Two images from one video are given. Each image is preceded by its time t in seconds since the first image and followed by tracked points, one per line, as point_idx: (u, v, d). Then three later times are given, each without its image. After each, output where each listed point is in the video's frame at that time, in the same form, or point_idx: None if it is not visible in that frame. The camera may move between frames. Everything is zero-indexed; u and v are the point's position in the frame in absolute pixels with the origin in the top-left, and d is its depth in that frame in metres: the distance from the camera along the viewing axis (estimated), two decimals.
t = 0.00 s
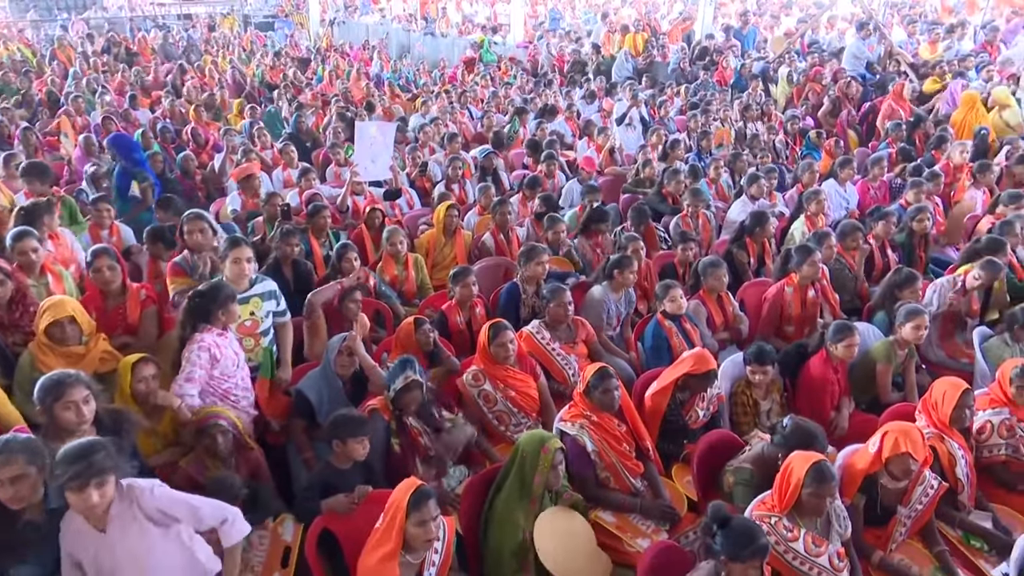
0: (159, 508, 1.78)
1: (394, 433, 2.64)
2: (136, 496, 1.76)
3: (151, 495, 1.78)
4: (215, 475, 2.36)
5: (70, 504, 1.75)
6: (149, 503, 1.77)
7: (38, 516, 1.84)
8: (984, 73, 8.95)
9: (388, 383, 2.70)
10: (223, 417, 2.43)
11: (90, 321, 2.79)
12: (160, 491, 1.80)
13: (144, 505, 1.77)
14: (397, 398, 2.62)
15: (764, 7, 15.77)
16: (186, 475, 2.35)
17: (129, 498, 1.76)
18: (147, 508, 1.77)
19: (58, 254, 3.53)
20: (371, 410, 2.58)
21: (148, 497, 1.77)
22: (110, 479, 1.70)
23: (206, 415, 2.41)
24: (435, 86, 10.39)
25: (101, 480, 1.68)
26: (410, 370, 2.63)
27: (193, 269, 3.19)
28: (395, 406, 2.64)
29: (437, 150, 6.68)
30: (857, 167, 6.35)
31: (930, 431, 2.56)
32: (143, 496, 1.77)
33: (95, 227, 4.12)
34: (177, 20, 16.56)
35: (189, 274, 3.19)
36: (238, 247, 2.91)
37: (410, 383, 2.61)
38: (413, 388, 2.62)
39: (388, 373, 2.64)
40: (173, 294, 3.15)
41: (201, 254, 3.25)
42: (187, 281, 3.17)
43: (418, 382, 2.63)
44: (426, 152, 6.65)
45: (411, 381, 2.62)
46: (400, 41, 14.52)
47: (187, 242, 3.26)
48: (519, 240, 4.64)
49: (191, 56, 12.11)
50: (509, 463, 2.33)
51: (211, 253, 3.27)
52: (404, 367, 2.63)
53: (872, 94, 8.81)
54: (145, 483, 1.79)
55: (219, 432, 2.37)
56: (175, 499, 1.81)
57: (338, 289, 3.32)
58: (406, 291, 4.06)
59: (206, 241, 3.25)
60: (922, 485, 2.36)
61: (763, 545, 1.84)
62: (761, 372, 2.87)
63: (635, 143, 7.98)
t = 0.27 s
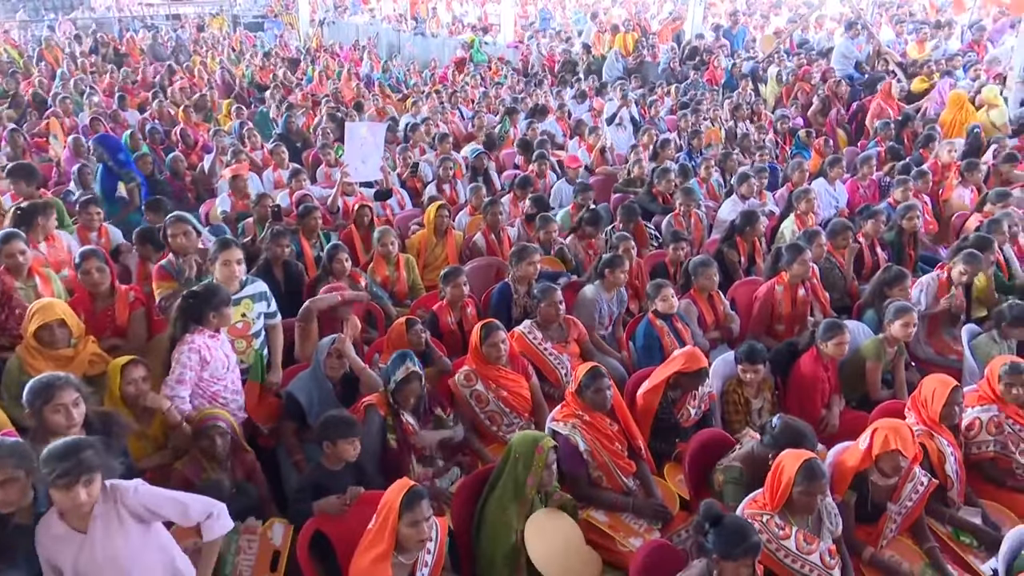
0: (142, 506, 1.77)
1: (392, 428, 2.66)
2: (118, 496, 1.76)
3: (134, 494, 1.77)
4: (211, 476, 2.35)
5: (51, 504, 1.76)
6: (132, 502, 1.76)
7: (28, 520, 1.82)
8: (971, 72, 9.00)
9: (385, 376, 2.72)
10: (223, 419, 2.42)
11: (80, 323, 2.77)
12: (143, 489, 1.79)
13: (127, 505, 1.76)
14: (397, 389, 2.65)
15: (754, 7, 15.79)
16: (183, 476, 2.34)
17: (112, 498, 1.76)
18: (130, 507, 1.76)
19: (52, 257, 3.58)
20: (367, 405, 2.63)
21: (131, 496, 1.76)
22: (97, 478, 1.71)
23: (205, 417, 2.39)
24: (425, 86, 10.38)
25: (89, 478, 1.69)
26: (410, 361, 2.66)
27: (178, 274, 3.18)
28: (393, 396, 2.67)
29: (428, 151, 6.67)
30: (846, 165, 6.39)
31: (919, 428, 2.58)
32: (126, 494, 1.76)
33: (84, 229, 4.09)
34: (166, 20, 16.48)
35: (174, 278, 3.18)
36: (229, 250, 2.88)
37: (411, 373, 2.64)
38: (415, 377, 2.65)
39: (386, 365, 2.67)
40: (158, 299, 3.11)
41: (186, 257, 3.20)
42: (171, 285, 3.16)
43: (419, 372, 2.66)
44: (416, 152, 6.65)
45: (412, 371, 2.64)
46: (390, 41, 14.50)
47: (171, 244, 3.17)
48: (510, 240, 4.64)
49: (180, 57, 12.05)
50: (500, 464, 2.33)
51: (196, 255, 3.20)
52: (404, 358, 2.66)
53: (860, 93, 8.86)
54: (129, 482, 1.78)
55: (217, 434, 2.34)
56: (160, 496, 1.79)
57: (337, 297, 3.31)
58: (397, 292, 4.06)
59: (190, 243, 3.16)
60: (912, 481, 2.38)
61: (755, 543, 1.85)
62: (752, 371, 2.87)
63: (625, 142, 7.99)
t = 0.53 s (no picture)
0: (126, 510, 1.77)
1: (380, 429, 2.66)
2: (104, 499, 1.76)
3: (120, 497, 1.77)
4: (206, 480, 2.37)
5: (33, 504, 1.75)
6: (117, 506, 1.76)
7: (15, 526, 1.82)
8: (957, 71, 9.07)
9: (377, 375, 2.70)
10: (217, 421, 2.40)
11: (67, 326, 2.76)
12: (130, 494, 1.79)
13: (112, 508, 1.76)
14: (390, 384, 2.63)
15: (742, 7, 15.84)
16: (175, 480, 2.36)
17: (98, 500, 1.76)
18: (114, 510, 1.76)
19: (43, 258, 3.54)
20: (357, 405, 2.63)
21: (116, 499, 1.76)
22: (84, 478, 1.71)
23: (198, 420, 2.38)
24: (414, 87, 10.36)
25: (76, 478, 1.68)
26: (401, 357, 2.65)
27: (163, 277, 3.11)
28: (385, 392, 2.65)
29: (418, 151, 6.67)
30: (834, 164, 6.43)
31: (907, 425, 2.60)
32: (112, 498, 1.76)
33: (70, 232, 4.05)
34: (153, 21, 16.37)
35: (159, 282, 3.11)
36: (218, 251, 2.87)
37: (403, 369, 2.62)
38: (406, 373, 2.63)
39: (378, 363, 2.65)
40: (144, 302, 3.05)
41: (170, 260, 3.16)
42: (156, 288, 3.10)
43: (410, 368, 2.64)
44: (406, 152, 6.64)
45: (404, 366, 2.63)
46: (379, 41, 14.47)
47: (154, 248, 3.16)
48: (500, 240, 4.64)
49: (167, 57, 11.97)
50: (488, 465, 2.33)
51: (180, 258, 3.17)
52: (395, 355, 2.65)
53: (848, 92, 8.90)
54: (115, 486, 1.79)
55: (212, 437, 2.34)
56: (145, 504, 1.80)
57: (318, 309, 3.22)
58: (388, 293, 4.05)
59: (173, 245, 3.16)
60: (901, 479, 2.39)
61: (744, 540, 1.85)
62: (742, 369, 2.89)
63: (615, 141, 8.01)
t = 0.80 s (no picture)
0: (133, 507, 1.80)
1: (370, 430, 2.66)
2: (112, 494, 1.79)
3: (129, 494, 1.80)
4: (196, 484, 2.36)
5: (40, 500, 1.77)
6: (125, 502, 1.79)
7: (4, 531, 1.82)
8: (942, 71, 9.15)
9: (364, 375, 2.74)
10: (207, 423, 2.39)
11: (54, 328, 2.74)
12: (137, 492, 1.83)
13: (120, 504, 1.79)
14: (378, 384, 2.69)
15: (731, 6, 15.88)
16: (166, 483, 2.35)
17: (106, 497, 1.78)
18: (122, 506, 1.79)
19: (31, 260, 3.53)
20: (349, 407, 2.63)
21: (124, 495, 1.79)
22: (94, 473, 1.73)
23: (188, 423, 2.37)
24: (404, 87, 10.35)
25: (87, 473, 1.70)
26: (387, 356, 2.71)
27: (149, 280, 3.09)
28: (373, 391, 2.69)
29: (407, 151, 6.66)
30: (823, 163, 6.46)
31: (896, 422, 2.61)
32: (120, 493, 1.79)
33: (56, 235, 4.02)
34: (139, 22, 16.28)
35: (144, 286, 3.09)
36: (207, 253, 2.85)
37: (389, 370, 2.68)
38: (393, 374, 2.69)
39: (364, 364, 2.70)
40: (130, 307, 3.03)
41: (155, 263, 3.14)
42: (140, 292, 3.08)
43: (397, 369, 2.70)
44: (395, 153, 6.63)
45: (390, 367, 2.69)
46: (367, 42, 14.44)
47: (139, 250, 3.13)
48: (490, 240, 4.64)
49: (154, 58, 11.89)
50: (475, 465, 2.34)
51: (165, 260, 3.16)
52: (380, 355, 2.71)
53: (835, 92, 8.95)
54: (123, 484, 1.82)
55: (202, 440, 2.34)
56: (149, 506, 1.83)
57: (303, 298, 3.24)
58: (377, 294, 4.04)
59: (158, 247, 3.13)
60: (892, 477, 2.40)
61: (735, 537, 1.86)
62: (732, 367, 2.91)
63: (604, 141, 8.03)
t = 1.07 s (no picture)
0: (143, 505, 1.82)
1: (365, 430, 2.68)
2: (122, 492, 1.79)
3: (138, 493, 1.82)
4: (188, 486, 2.35)
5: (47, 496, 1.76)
6: (134, 500, 1.81)
7: None
8: (931, 70, 9.21)
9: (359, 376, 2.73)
10: (199, 425, 2.40)
11: (41, 331, 2.72)
12: (144, 491, 1.84)
13: (130, 501, 1.80)
14: (371, 383, 2.68)
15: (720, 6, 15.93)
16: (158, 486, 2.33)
17: (115, 495, 1.79)
18: (131, 504, 1.80)
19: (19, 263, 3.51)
20: (343, 408, 2.63)
21: (133, 493, 1.81)
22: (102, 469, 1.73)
23: (180, 425, 2.37)
24: (395, 87, 10.33)
25: (95, 469, 1.70)
26: (378, 355, 2.71)
27: (137, 282, 3.08)
28: (368, 392, 2.69)
29: (398, 151, 6.65)
30: (813, 162, 6.49)
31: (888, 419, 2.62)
32: (130, 492, 1.81)
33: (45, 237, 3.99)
34: (128, 22, 16.22)
35: (133, 288, 3.07)
36: (197, 254, 2.84)
37: (382, 368, 2.68)
38: (387, 373, 2.68)
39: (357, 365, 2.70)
40: (119, 309, 3.00)
41: (143, 265, 3.16)
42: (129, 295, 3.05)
43: (390, 369, 2.69)
44: (386, 153, 6.62)
45: (383, 366, 2.68)
46: (358, 42, 14.42)
47: (127, 253, 3.16)
48: (482, 241, 4.64)
49: (143, 58, 11.82)
50: (468, 465, 2.34)
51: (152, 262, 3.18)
52: (372, 354, 2.70)
53: (825, 91, 8.99)
54: (129, 482, 1.83)
55: (194, 443, 2.34)
56: (154, 507, 1.84)
57: (294, 296, 3.23)
58: (369, 295, 4.03)
59: (146, 250, 3.16)
60: (885, 477, 2.42)
61: (727, 536, 1.87)
62: (725, 365, 2.92)
63: (595, 141, 8.04)
